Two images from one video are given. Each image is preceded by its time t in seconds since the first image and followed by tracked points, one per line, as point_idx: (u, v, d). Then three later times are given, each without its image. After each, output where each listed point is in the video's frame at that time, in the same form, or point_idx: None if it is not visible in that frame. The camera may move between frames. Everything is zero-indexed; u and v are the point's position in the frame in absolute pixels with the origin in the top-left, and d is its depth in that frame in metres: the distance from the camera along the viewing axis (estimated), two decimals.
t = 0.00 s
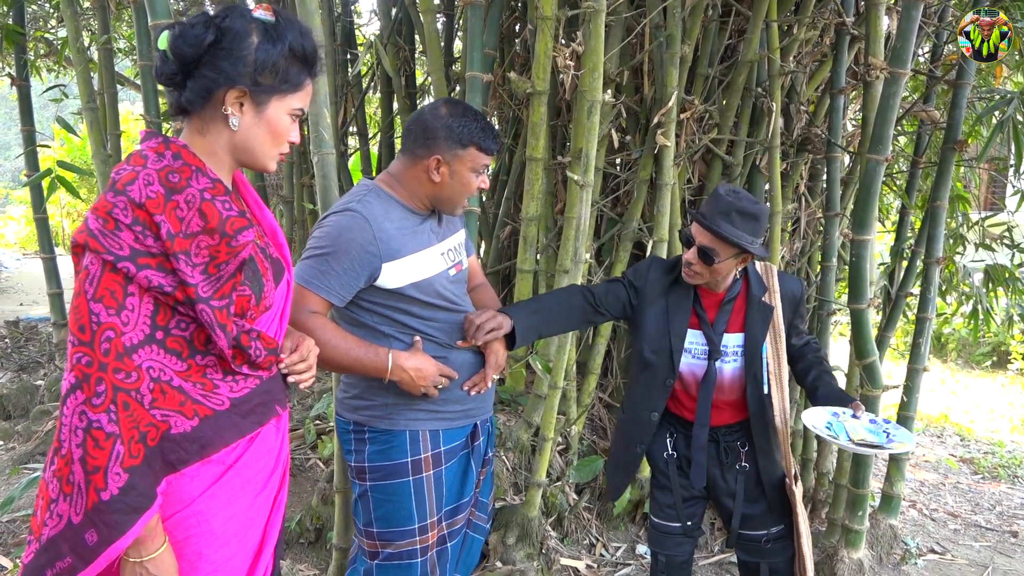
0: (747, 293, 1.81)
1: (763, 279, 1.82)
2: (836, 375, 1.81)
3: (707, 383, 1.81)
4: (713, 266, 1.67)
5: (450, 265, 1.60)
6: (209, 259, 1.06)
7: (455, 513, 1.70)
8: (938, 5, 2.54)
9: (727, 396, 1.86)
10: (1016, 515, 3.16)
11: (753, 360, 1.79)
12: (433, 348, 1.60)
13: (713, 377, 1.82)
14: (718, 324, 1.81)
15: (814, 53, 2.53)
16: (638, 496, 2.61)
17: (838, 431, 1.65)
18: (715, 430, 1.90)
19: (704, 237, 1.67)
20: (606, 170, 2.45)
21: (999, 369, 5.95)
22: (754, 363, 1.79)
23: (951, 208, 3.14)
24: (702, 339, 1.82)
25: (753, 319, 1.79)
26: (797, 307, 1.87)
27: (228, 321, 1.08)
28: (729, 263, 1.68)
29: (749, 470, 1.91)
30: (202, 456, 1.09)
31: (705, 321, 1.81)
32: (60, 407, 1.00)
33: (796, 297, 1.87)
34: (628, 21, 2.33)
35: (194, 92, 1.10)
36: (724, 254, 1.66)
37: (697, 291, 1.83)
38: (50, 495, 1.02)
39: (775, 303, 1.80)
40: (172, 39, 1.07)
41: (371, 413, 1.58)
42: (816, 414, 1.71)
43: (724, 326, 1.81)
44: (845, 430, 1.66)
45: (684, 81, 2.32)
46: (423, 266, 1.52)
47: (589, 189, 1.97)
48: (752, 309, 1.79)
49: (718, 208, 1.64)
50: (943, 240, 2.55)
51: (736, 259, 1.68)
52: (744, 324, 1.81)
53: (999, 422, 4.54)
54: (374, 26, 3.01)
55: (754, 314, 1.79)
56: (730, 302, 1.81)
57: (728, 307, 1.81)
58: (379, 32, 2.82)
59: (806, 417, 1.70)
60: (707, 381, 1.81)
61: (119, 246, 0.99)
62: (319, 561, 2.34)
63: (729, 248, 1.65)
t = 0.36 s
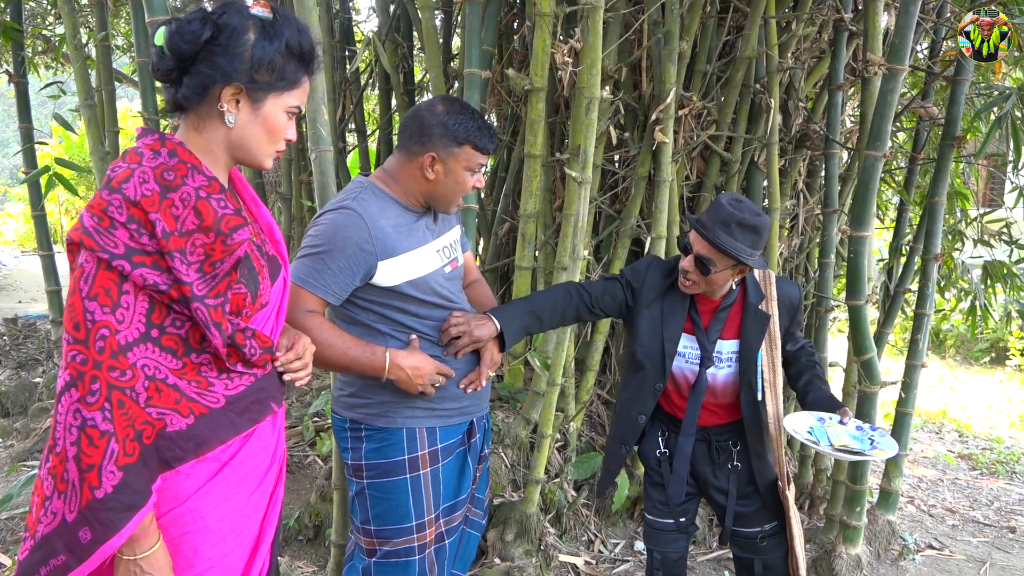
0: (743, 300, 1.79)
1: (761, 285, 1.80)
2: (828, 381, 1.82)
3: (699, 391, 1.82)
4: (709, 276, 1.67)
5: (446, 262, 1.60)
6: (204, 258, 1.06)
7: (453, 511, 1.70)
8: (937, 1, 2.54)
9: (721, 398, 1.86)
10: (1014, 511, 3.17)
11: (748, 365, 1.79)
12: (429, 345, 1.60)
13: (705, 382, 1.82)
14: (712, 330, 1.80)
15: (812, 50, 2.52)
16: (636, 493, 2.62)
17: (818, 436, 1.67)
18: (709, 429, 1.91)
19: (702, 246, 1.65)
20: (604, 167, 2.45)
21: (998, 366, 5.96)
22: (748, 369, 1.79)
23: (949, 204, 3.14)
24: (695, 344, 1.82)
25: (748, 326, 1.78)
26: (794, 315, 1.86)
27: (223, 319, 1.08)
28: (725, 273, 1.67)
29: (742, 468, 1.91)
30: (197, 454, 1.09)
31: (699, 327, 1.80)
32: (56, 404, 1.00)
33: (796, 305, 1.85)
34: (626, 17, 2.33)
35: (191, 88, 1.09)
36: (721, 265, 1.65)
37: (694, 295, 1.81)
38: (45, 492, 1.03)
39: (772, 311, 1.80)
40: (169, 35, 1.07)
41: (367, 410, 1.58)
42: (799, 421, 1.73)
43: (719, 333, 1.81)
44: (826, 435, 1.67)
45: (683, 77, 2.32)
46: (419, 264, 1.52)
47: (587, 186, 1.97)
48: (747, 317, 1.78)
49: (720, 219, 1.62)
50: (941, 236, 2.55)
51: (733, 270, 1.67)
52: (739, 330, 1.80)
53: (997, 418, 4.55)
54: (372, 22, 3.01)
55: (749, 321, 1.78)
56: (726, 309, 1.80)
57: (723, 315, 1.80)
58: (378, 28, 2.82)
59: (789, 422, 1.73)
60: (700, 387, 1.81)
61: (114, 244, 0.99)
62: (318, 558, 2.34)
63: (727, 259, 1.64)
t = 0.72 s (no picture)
0: (739, 293, 1.80)
1: (758, 281, 1.80)
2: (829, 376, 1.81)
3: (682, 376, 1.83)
4: (708, 249, 1.67)
5: (442, 260, 1.60)
6: (202, 257, 1.06)
7: (450, 509, 1.70)
8: None
9: (716, 393, 1.86)
10: (1013, 509, 3.17)
11: (740, 358, 1.79)
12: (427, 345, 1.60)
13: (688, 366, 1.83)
14: (704, 317, 1.80)
15: (811, 48, 2.53)
16: (635, 491, 2.62)
17: (808, 423, 1.70)
18: (701, 426, 1.91)
19: (710, 219, 1.67)
20: (603, 166, 2.45)
21: (997, 364, 5.96)
22: (741, 362, 1.79)
23: (948, 203, 3.15)
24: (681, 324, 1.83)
25: (742, 319, 1.78)
26: (792, 315, 1.85)
27: (221, 319, 1.08)
28: (724, 253, 1.66)
29: (733, 467, 1.91)
30: (194, 453, 1.09)
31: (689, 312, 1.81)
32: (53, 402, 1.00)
33: (794, 305, 1.84)
34: (625, 16, 2.33)
35: (189, 87, 1.10)
36: (722, 241, 1.65)
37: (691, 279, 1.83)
38: (42, 491, 1.03)
39: (768, 308, 1.79)
40: (168, 34, 1.08)
41: (365, 410, 1.59)
42: (789, 410, 1.77)
43: (710, 321, 1.81)
44: (816, 422, 1.70)
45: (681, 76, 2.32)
46: (415, 262, 1.52)
47: (586, 185, 1.97)
48: (741, 310, 1.78)
49: (734, 194, 1.65)
50: (940, 235, 2.56)
51: (732, 253, 1.66)
52: (733, 323, 1.81)
53: (996, 416, 4.55)
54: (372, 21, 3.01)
55: (744, 314, 1.78)
56: (721, 298, 1.81)
57: (717, 303, 1.81)
58: (377, 28, 2.82)
59: (780, 412, 1.77)
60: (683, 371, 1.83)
61: (113, 243, 0.99)
62: (317, 557, 2.34)
63: (729, 236, 1.64)
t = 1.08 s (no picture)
0: (739, 292, 1.80)
1: (758, 280, 1.79)
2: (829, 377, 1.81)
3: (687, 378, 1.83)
4: (696, 257, 1.67)
5: (442, 261, 1.60)
6: (202, 257, 1.07)
7: (450, 509, 1.70)
8: None
9: (716, 392, 1.86)
10: (1016, 508, 3.17)
11: (740, 357, 1.79)
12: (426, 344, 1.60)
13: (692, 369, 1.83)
14: (704, 320, 1.81)
15: (812, 47, 2.53)
16: (636, 490, 2.62)
17: (801, 429, 1.68)
18: (702, 425, 1.91)
19: (693, 228, 1.67)
20: (605, 165, 2.45)
21: (1000, 363, 5.94)
22: (742, 361, 1.78)
23: (951, 202, 3.14)
24: (683, 327, 1.84)
25: (743, 320, 1.78)
26: (794, 318, 1.82)
27: (221, 318, 1.09)
28: (713, 259, 1.66)
29: (734, 466, 1.90)
30: (194, 453, 1.09)
31: (690, 314, 1.82)
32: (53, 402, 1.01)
33: (796, 305, 1.82)
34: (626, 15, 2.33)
35: (190, 87, 1.10)
36: (708, 249, 1.65)
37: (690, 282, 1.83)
38: (41, 489, 1.03)
39: (769, 309, 1.78)
40: (169, 34, 1.08)
41: (364, 409, 1.59)
42: (785, 414, 1.75)
43: (710, 321, 1.81)
44: (810, 428, 1.69)
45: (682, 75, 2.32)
46: (415, 262, 1.52)
47: (587, 184, 1.97)
48: (741, 309, 1.78)
49: (711, 203, 1.63)
50: (942, 234, 2.55)
51: (722, 258, 1.66)
52: (734, 323, 1.81)
53: (999, 416, 4.54)
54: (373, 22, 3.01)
55: (743, 313, 1.78)
56: (720, 298, 1.81)
57: (717, 302, 1.81)
58: (378, 28, 2.82)
59: (774, 416, 1.75)
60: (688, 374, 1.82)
61: (113, 242, 0.99)
62: (318, 557, 2.35)
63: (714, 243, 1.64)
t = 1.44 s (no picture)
0: (737, 292, 1.80)
1: (756, 279, 1.79)
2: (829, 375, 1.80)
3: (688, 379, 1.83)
4: (695, 252, 1.67)
5: (441, 263, 1.61)
6: (200, 259, 1.07)
7: (449, 512, 1.70)
8: None
9: (716, 393, 1.86)
10: (1018, 509, 3.16)
11: (739, 357, 1.79)
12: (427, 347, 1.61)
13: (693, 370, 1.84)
14: (702, 319, 1.82)
15: (810, 48, 2.53)
16: (637, 492, 2.62)
17: (796, 421, 1.68)
18: (702, 426, 1.91)
19: (691, 222, 1.67)
20: (604, 167, 2.46)
21: (1003, 364, 5.92)
22: (741, 361, 1.79)
23: (951, 202, 3.14)
24: (682, 327, 1.85)
25: (741, 319, 1.78)
26: (793, 313, 1.82)
27: (219, 321, 1.09)
28: (711, 254, 1.66)
29: (734, 467, 1.90)
30: (194, 456, 1.09)
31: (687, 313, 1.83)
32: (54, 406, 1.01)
33: (795, 300, 1.81)
34: (624, 18, 2.33)
35: (188, 92, 1.10)
36: (707, 242, 1.65)
37: (687, 282, 1.84)
38: (42, 493, 1.04)
39: (766, 306, 1.78)
40: (166, 40, 1.08)
41: (363, 412, 1.59)
42: (781, 407, 1.75)
43: (708, 321, 1.82)
44: (804, 421, 1.68)
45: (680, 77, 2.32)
46: (413, 265, 1.52)
47: (585, 187, 1.97)
48: (739, 308, 1.79)
49: (710, 198, 1.64)
50: (942, 234, 2.54)
51: (720, 252, 1.66)
52: (731, 322, 1.81)
53: (1002, 416, 4.53)
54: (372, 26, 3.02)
55: (742, 313, 1.78)
56: (718, 297, 1.81)
57: (715, 302, 1.81)
58: (377, 32, 2.83)
59: (769, 408, 1.75)
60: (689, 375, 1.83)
61: (111, 246, 1.00)
62: (319, 560, 2.35)
63: (713, 237, 1.64)
